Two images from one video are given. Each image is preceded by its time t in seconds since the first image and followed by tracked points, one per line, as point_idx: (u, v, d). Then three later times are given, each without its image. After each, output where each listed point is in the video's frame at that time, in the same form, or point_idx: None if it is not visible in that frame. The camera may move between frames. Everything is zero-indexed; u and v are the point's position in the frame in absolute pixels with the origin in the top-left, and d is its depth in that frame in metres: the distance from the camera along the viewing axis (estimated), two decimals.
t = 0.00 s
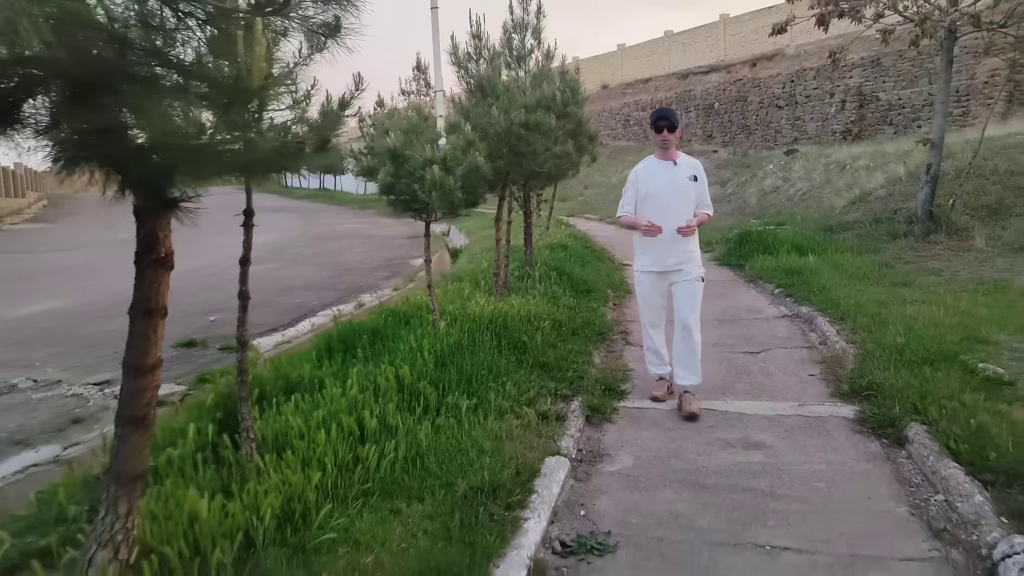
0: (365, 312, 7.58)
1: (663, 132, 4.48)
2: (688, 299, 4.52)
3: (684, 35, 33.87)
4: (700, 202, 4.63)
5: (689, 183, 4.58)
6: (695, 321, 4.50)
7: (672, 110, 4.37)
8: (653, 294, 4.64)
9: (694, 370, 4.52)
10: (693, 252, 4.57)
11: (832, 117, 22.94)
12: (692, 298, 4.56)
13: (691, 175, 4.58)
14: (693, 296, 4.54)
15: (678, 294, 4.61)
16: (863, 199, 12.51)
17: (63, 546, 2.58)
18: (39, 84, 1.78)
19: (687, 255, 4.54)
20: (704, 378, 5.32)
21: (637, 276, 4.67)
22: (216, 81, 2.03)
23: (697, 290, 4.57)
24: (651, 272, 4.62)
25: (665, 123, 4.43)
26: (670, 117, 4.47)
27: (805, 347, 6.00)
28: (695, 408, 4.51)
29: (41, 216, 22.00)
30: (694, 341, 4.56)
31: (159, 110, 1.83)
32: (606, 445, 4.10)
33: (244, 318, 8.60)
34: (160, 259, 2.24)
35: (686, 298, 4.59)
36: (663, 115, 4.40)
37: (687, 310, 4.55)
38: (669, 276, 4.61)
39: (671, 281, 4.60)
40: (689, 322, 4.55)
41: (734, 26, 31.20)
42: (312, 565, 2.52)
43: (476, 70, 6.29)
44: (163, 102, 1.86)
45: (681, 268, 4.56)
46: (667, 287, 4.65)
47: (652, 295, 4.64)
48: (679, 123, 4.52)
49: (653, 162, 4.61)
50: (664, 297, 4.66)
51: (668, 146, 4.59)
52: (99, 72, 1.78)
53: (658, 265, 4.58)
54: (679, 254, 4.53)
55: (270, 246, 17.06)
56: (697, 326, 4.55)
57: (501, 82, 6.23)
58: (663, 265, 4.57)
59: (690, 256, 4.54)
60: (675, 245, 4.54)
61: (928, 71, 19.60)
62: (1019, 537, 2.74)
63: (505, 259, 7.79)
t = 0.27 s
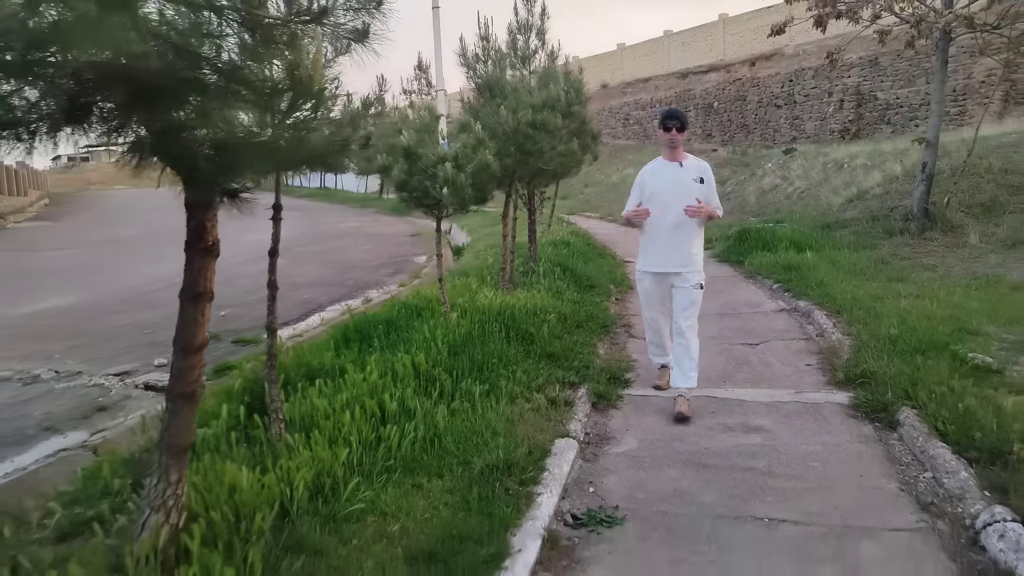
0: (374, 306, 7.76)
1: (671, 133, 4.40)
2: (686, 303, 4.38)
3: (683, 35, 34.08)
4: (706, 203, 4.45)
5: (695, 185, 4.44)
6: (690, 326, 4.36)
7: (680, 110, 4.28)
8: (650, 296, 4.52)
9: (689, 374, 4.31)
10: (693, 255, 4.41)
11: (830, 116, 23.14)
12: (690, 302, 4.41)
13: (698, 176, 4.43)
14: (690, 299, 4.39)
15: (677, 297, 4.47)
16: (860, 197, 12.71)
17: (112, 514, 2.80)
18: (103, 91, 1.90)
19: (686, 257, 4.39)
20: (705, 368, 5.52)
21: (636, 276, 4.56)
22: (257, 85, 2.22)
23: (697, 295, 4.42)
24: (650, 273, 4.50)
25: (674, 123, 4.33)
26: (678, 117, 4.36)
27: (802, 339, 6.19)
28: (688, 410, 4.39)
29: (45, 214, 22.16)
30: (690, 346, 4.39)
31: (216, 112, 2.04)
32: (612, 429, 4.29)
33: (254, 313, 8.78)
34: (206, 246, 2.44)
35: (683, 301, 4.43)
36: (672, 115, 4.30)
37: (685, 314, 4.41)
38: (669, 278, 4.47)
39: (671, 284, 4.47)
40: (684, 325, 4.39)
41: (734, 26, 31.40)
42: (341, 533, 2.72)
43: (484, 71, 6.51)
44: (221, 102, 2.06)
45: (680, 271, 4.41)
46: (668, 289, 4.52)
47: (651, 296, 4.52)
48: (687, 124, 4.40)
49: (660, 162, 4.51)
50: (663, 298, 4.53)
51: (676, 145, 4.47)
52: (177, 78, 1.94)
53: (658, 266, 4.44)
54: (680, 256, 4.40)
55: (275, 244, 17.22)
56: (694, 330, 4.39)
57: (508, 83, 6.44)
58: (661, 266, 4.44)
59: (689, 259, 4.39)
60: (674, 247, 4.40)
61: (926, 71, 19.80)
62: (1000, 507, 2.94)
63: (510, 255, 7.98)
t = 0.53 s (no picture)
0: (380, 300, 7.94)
1: (679, 126, 4.40)
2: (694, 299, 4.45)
3: (681, 35, 34.29)
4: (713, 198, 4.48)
5: (701, 180, 4.46)
6: (698, 323, 4.45)
7: (688, 104, 4.33)
8: (657, 288, 4.52)
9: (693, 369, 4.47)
10: (702, 250, 4.45)
11: (826, 115, 23.35)
12: (698, 296, 4.47)
13: (704, 170, 4.45)
14: (699, 294, 4.46)
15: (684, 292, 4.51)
16: (855, 195, 12.92)
17: (149, 488, 2.99)
18: (153, 94, 2.09)
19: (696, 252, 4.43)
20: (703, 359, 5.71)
21: (643, 269, 4.55)
22: (288, 85, 2.35)
23: (703, 290, 4.48)
24: (659, 266, 4.49)
25: (682, 118, 4.37)
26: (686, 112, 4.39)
27: (799, 331, 6.38)
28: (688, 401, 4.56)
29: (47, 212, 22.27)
30: (695, 341, 4.48)
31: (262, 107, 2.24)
32: (615, 414, 4.49)
33: (262, 307, 8.95)
34: (241, 235, 2.62)
35: (690, 295, 4.49)
36: (680, 109, 4.35)
37: (691, 310, 4.49)
38: (675, 271, 4.49)
39: (678, 278, 4.50)
40: (693, 320, 4.49)
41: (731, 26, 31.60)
42: (364, 505, 2.90)
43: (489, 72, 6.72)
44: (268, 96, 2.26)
45: (689, 265, 4.45)
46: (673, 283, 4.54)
47: (657, 289, 4.51)
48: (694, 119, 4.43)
49: (665, 157, 4.54)
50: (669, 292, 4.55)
51: (684, 141, 4.49)
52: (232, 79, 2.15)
53: (665, 259, 4.46)
54: (688, 252, 4.42)
55: (277, 242, 17.36)
56: (700, 325, 4.50)
57: (513, 82, 6.64)
58: (670, 259, 4.45)
59: (699, 253, 4.43)
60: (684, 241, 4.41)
61: (921, 71, 20.02)
62: (981, 480, 3.13)
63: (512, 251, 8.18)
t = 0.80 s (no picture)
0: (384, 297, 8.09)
1: (676, 127, 4.48)
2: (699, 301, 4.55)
3: (677, 35, 34.50)
4: (714, 199, 4.56)
5: (702, 181, 4.54)
6: (702, 324, 4.57)
7: (686, 105, 4.41)
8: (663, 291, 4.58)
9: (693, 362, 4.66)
10: (705, 251, 4.55)
11: (821, 116, 23.58)
12: (702, 297, 4.60)
13: (704, 171, 4.52)
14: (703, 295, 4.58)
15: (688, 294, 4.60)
16: (850, 195, 13.13)
17: (178, 474, 3.14)
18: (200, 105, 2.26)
19: (699, 255, 4.53)
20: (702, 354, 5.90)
21: (649, 272, 4.57)
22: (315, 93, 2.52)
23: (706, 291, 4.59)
24: (664, 268, 4.55)
25: (679, 118, 4.43)
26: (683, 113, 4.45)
27: (794, 328, 6.58)
28: (687, 394, 4.74)
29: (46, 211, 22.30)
30: (698, 338, 4.64)
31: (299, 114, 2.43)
32: (617, 406, 4.66)
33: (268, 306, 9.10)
34: (270, 233, 2.79)
35: (695, 296, 4.61)
36: (678, 109, 4.42)
37: (695, 311, 4.62)
38: (680, 274, 4.56)
39: (682, 281, 4.58)
40: (697, 320, 4.64)
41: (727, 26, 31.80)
42: (384, 488, 3.06)
43: (492, 74, 6.89)
44: (307, 105, 2.46)
45: (694, 268, 4.54)
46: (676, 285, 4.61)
47: (664, 292, 4.54)
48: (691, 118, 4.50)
49: (664, 158, 4.61)
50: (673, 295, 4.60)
51: (681, 141, 4.56)
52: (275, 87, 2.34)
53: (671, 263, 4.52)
54: (693, 255, 4.51)
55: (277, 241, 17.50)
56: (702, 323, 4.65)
57: (516, 85, 6.80)
58: (676, 263, 4.53)
59: (703, 256, 4.53)
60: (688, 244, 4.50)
61: (915, 72, 20.26)
62: (965, 465, 3.31)
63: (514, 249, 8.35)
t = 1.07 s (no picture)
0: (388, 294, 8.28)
1: (660, 133, 4.38)
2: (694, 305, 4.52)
3: (675, 36, 34.71)
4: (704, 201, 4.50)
5: (693, 185, 4.45)
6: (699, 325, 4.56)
7: (672, 110, 4.29)
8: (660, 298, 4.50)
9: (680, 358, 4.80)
10: (698, 256, 4.50)
11: (818, 116, 23.79)
12: (698, 302, 4.58)
13: (695, 175, 4.44)
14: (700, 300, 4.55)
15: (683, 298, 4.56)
16: (845, 194, 13.34)
17: (203, 457, 3.34)
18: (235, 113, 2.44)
19: (693, 259, 4.48)
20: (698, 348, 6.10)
21: (645, 280, 4.48)
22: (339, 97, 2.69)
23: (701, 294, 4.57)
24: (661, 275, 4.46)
25: (664, 125, 4.34)
26: (669, 118, 4.36)
27: (788, 322, 6.77)
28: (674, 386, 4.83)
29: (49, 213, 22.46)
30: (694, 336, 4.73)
31: (324, 120, 2.62)
32: (617, 396, 4.87)
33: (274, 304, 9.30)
34: (292, 229, 2.98)
35: (691, 300, 4.56)
36: (663, 115, 4.31)
37: (691, 314, 4.59)
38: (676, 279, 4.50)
39: (677, 286, 4.53)
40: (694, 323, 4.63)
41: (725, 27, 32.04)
42: (398, 469, 3.26)
43: (495, 77, 7.08)
44: (329, 111, 2.64)
45: (689, 272, 4.49)
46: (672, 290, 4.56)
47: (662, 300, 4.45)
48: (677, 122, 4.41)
49: (652, 163, 4.52)
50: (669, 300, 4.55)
51: (668, 146, 4.46)
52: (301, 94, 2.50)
53: (667, 269, 4.43)
54: (687, 260, 4.46)
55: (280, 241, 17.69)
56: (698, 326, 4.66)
57: (517, 87, 6.99)
58: (673, 269, 4.45)
59: (697, 260, 4.48)
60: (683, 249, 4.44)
61: (910, 72, 20.48)
62: (945, 447, 3.50)
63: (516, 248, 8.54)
